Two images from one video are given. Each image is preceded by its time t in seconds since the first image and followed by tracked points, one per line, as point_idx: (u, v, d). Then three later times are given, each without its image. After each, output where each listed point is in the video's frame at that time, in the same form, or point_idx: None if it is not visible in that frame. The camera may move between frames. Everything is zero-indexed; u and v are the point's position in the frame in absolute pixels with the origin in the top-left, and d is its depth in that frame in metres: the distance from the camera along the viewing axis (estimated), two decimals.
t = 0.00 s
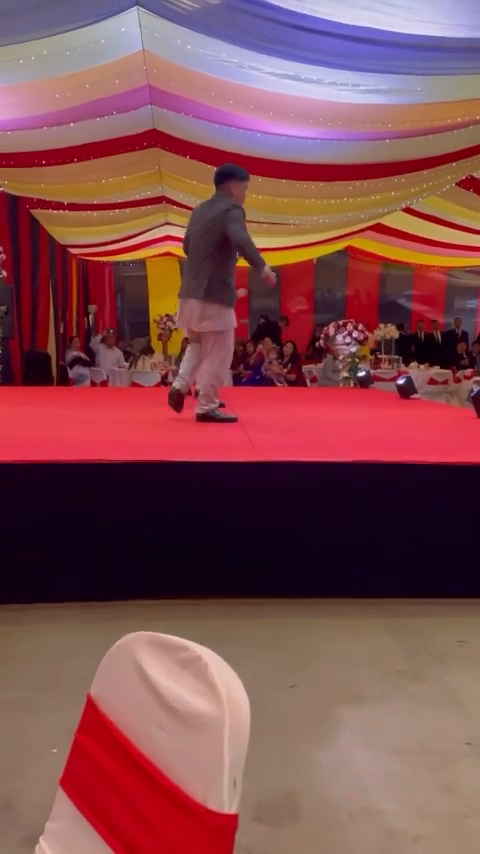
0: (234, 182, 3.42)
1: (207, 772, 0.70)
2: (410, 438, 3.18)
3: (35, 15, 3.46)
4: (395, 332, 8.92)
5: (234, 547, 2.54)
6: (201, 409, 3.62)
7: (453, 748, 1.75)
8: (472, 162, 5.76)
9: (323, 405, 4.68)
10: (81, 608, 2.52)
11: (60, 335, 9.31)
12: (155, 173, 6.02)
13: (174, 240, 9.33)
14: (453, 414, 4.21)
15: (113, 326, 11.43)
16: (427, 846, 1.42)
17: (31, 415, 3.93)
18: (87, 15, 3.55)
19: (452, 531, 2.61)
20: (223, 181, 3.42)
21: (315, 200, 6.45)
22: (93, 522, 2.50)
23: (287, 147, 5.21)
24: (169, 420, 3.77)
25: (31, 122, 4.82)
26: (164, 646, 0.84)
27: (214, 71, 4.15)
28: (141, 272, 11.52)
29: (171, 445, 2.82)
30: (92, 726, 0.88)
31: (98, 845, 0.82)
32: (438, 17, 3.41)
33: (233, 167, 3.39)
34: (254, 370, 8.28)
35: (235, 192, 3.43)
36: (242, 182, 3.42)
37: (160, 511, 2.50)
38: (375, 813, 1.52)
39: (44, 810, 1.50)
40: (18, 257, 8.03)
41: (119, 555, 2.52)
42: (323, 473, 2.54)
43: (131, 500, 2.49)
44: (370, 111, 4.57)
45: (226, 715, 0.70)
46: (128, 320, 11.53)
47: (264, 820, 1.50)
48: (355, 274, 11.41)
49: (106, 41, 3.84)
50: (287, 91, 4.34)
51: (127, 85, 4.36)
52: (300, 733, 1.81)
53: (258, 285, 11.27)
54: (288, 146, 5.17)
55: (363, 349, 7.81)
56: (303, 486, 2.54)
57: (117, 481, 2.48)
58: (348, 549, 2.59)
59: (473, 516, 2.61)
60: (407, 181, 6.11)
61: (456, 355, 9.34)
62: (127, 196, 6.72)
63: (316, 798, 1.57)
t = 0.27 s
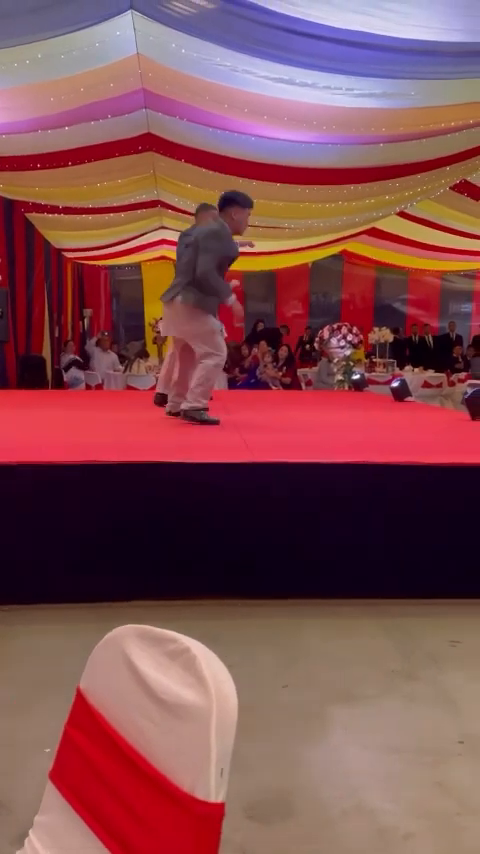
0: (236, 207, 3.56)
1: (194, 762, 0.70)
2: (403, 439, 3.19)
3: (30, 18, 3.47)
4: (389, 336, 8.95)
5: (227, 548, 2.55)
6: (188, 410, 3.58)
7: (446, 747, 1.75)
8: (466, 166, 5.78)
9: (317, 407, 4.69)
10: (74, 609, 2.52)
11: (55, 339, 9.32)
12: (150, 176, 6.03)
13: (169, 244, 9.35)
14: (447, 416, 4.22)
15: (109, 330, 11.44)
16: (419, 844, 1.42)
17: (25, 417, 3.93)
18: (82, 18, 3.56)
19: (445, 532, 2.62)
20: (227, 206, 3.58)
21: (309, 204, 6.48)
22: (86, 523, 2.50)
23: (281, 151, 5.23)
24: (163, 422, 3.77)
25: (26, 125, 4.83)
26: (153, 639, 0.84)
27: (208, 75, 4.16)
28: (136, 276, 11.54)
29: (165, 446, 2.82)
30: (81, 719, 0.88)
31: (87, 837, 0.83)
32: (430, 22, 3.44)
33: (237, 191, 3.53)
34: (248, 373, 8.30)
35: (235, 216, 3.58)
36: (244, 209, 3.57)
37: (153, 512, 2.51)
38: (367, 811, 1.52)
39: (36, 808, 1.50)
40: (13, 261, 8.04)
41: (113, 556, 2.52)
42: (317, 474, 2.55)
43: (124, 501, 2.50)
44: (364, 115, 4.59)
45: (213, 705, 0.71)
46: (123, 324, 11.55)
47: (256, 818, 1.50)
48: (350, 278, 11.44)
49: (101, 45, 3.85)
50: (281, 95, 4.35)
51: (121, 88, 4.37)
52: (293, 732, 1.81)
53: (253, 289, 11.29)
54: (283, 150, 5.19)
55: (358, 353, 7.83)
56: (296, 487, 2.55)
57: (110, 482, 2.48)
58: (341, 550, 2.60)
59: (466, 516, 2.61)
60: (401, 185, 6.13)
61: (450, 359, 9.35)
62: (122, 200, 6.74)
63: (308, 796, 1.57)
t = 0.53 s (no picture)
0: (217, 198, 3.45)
1: (186, 762, 0.70)
2: (396, 440, 3.20)
3: (24, 21, 3.47)
4: (384, 339, 8.97)
5: (222, 550, 2.55)
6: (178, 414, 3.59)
7: (440, 747, 1.76)
8: (459, 168, 5.80)
9: (310, 410, 4.70)
10: (68, 611, 2.52)
11: (49, 342, 9.32)
12: (145, 179, 6.03)
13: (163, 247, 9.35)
14: (441, 418, 4.23)
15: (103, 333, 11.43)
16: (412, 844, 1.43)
17: (19, 420, 3.93)
18: (76, 21, 3.56)
19: (439, 533, 2.62)
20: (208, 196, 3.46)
21: (304, 207, 6.49)
22: (80, 525, 2.50)
23: (275, 153, 5.23)
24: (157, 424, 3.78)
25: (20, 128, 4.82)
26: (144, 639, 0.84)
27: (203, 78, 4.17)
28: (131, 280, 11.53)
29: (159, 448, 2.82)
30: (72, 720, 0.88)
31: (78, 838, 0.83)
32: (425, 26, 3.45)
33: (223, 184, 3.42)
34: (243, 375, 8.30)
35: (214, 206, 3.47)
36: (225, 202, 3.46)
37: (148, 514, 2.51)
38: (361, 812, 1.52)
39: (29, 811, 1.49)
40: (8, 264, 8.03)
41: (107, 558, 2.52)
42: (311, 476, 2.55)
43: (118, 503, 2.50)
44: (359, 118, 4.59)
45: (204, 706, 0.71)
46: (119, 327, 11.54)
47: (250, 820, 1.50)
48: (344, 281, 11.45)
49: (95, 48, 3.85)
50: (275, 97, 4.36)
51: (115, 91, 4.37)
52: (287, 734, 1.81)
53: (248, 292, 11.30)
54: (277, 152, 5.19)
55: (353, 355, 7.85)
56: (290, 489, 2.55)
57: (104, 484, 2.48)
58: (336, 551, 2.60)
59: (460, 517, 2.62)
60: (396, 188, 6.15)
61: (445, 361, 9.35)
62: (117, 203, 6.74)
63: (301, 797, 1.57)
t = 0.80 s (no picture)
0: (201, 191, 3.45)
1: (180, 759, 0.69)
2: (390, 440, 3.20)
3: (16, 21, 3.47)
4: (378, 339, 8.98)
5: (216, 550, 2.55)
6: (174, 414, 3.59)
7: (434, 746, 1.76)
8: (453, 168, 5.80)
9: (304, 410, 4.69)
10: (63, 612, 2.52)
11: (43, 342, 9.31)
12: (138, 179, 6.03)
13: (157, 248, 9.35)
14: (435, 418, 4.23)
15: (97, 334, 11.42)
16: (406, 843, 1.43)
17: (12, 421, 3.92)
18: (69, 22, 3.55)
19: (433, 533, 2.62)
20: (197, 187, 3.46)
21: (298, 207, 6.49)
22: (73, 525, 2.49)
23: (268, 153, 5.23)
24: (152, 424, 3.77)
25: (14, 129, 4.82)
26: (138, 637, 0.84)
27: (196, 78, 4.16)
28: (125, 280, 11.52)
29: (153, 448, 2.82)
30: (66, 718, 0.88)
31: (71, 837, 0.82)
32: (418, 27, 3.46)
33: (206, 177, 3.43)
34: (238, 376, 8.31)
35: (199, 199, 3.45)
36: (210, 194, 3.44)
37: (142, 514, 2.50)
38: (355, 811, 1.52)
39: (22, 810, 1.49)
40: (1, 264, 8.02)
41: (100, 559, 2.51)
42: (305, 475, 2.55)
43: (112, 504, 2.49)
44: (353, 118, 4.59)
45: (198, 702, 0.70)
46: (112, 328, 11.54)
47: (244, 819, 1.50)
48: (338, 282, 11.45)
49: (88, 48, 3.85)
50: (269, 98, 4.36)
51: (108, 92, 4.37)
52: (282, 733, 1.81)
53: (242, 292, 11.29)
54: (271, 152, 5.19)
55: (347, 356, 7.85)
56: (284, 489, 2.55)
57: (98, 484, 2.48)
58: (330, 551, 2.60)
59: (454, 516, 2.62)
60: (389, 188, 6.15)
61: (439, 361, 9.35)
62: (110, 204, 6.74)
63: (296, 796, 1.57)
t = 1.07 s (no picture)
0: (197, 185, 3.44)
1: (174, 751, 0.69)
2: (383, 436, 3.20)
3: (7, 18, 3.46)
4: (370, 336, 8.99)
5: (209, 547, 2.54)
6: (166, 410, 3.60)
7: (428, 741, 1.76)
8: (445, 166, 5.81)
9: (296, 408, 4.69)
10: (56, 610, 2.51)
11: (35, 341, 9.29)
12: (131, 177, 6.02)
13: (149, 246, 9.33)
14: (427, 414, 4.24)
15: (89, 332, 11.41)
16: (400, 837, 1.43)
17: (4, 419, 3.91)
18: (60, 19, 3.54)
19: (426, 528, 2.63)
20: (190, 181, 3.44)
21: (290, 205, 6.49)
22: (66, 523, 2.49)
23: (260, 151, 5.23)
24: (144, 422, 3.77)
25: (5, 127, 4.80)
26: (130, 630, 0.83)
27: (188, 76, 4.16)
28: (117, 279, 11.51)
29: (146, 446, 2.82)
30: (59, 711, 0.87)
31: (64, 831, 0.82)
32: (410, 24, 3.47)
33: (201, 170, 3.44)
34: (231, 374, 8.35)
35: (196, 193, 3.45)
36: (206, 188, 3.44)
37: (134, 511, 2.50)
38: (349, 806, 1.52)
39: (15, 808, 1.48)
40: None
41: (93, 557, 2.51)
42: (299, 472, 2.55)
43: (104, 502, 2.48)
44: (344, 115, 4.60)
45: (192, 694, 0.70)
46: (105, 327, 11.52)
47: (238, 815, 1.49)
48: (331, 280, 11.46)
49: (80, 45, 3.84)
50: (261, 95, 4.36)
51: (100, 89, 4.36)
52: (276, 729, 1.80)
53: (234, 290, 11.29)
54: (263, 150, 5.19)
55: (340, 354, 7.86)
56: (277, 486, 2.55)
57: (90, 482, 2.47)
58: (323, 548, 2.60)
59: (447, 512, 2.62)
60: (381, 186, 6.15)
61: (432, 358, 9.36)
62: (102, 202, 6.73)
63: (290, 792, 1.57)
